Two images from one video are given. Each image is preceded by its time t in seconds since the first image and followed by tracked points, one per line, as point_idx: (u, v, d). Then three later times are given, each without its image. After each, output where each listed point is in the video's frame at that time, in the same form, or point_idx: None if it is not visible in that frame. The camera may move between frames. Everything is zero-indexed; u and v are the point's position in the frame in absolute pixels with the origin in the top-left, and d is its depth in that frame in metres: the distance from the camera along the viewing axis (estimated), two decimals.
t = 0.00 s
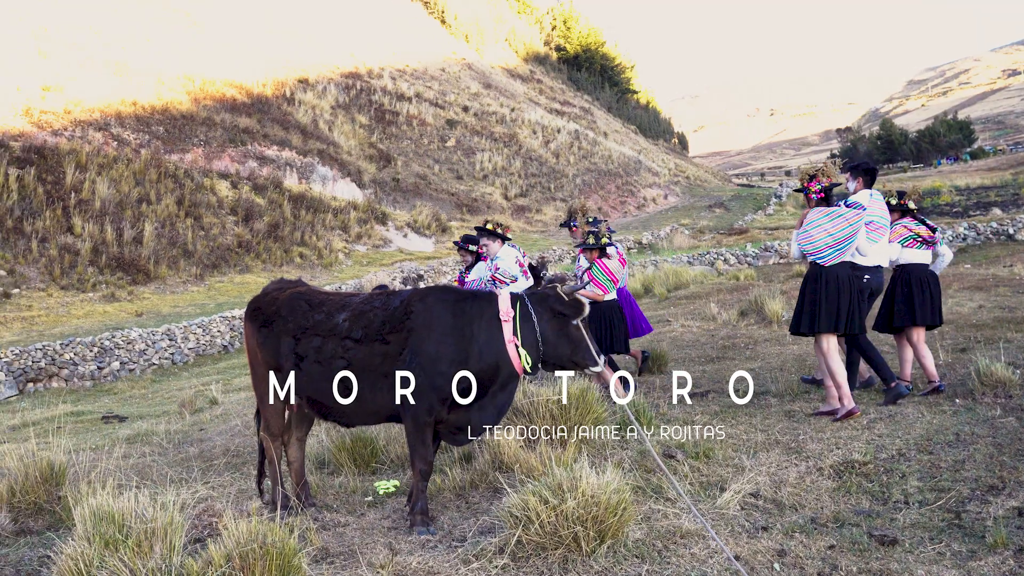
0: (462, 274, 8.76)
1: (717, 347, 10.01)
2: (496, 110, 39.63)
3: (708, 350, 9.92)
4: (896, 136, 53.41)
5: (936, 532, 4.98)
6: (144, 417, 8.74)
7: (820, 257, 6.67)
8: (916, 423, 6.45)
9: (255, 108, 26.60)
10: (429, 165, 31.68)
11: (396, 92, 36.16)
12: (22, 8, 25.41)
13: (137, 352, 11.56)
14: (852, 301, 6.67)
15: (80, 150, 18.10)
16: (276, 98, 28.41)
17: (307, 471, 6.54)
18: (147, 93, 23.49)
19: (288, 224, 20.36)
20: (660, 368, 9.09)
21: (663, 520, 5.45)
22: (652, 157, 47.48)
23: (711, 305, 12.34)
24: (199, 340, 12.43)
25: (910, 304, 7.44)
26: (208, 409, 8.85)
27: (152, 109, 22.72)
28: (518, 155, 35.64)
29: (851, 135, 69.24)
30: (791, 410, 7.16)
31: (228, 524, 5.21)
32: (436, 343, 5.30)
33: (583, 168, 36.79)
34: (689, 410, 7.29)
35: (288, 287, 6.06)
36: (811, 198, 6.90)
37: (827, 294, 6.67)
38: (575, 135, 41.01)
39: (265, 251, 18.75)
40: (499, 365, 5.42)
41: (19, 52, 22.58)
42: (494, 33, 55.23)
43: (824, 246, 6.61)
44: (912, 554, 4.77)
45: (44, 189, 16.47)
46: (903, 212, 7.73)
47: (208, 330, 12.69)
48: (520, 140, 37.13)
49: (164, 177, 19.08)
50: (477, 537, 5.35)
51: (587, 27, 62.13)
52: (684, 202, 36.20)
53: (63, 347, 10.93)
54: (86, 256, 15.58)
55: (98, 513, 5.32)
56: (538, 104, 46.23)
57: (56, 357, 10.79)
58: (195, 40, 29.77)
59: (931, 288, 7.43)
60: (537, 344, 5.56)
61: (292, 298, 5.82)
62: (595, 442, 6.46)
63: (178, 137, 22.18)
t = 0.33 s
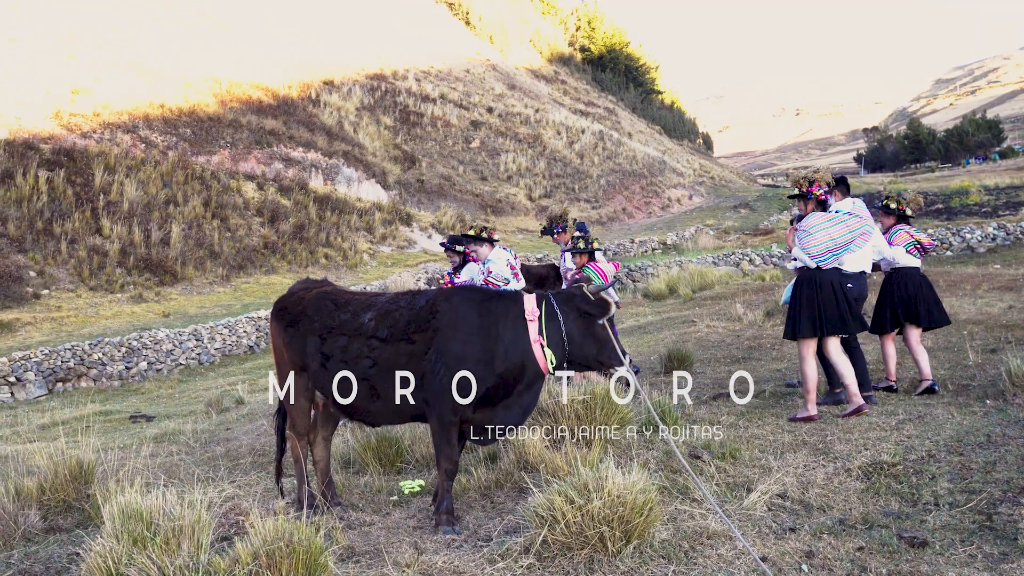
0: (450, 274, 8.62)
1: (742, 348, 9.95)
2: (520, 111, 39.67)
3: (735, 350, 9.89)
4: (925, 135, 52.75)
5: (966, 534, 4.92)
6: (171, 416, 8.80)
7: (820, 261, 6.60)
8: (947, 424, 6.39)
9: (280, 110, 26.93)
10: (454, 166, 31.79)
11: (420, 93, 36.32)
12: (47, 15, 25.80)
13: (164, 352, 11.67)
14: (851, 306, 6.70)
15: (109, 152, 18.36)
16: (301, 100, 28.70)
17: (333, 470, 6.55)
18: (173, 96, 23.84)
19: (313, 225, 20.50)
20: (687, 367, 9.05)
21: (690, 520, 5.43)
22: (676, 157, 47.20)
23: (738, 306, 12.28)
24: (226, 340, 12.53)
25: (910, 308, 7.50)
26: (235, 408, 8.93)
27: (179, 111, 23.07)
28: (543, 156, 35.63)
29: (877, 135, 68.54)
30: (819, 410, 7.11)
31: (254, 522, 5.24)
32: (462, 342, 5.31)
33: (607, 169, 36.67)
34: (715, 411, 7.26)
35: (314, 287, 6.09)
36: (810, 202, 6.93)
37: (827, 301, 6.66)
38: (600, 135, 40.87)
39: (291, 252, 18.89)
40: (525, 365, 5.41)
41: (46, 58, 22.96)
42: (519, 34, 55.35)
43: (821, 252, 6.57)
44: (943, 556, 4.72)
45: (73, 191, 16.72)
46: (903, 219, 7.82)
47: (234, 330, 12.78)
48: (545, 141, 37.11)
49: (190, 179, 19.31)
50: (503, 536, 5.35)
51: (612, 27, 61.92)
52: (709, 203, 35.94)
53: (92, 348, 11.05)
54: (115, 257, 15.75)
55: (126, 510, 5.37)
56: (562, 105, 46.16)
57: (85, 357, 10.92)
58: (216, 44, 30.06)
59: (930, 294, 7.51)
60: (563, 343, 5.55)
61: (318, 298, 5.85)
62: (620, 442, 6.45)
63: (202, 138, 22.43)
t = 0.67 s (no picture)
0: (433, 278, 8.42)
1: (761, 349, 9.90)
2: (538, 111, 39.71)
3: (755, 350, 9.86)
4: (946, 134, 52.26)
5: (991, 536, 4.88)
6: (191, 416, 8.83)
7: (793, 272, 6.77)
8: (970, 425, 6.34)
9: (299, 111, 27.16)
10: (471, 167, 31.81)
11: (437, 94, 36.43)
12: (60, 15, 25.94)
13: (184, 353, 11.72)
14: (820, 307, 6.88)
15: (129, 154, 18.54)
16: (319, 101, 28.90)
17: (352, 470, 6.55)
18: (193, 98, 24.11)
19: (332, 225, 20.59)
20: (707, 369, 9.01)
21: (710, 522, 5.40)
22: (694, 157, 46.96)
23: (758, 307, 12.23)
24: (245, 340, 12.59)
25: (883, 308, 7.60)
26: (254, 408, 8.98)
27: (199, 113, 23.31)
28: (560, 156, 35.53)
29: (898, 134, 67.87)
30: (840, 410, 7.06)
31: (275, 521, 5.25)
32: (481, 342, 5.29)
33: (625, 169, 36.59)
34: (735, 411, 7.23)
35: (334, 287, 6.09)
36: (791, 212, 7.10)
37: (800, 308, 6.78)
38: (617, 135, 40.75)
39: (310, 253, 18.98)
40: (545, 365, 5.40)
41: (62, 59, 23.10)
42: (536, 35, 55.47)
43: (792, 261, 6.75)
44: (967, 558, 4.67)
45: (93, 193, 16.88)
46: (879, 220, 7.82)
47: (253, 330, 12.84)
48: (562, 141, 37.09)
49: (210, 180, 19.46)
50: (522, 537, 5.34)
51: (630, 27, 61.73)
52: (728, 203, 35.71)
53: (113, 348, 11.13)
54: (135, 257, 15.84)
55: (148, 510, 5.39)
56: (580, 105, 46.09)
57: (106, 358, 10.98)
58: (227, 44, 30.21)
59: (905, 294, 7.58)
60: (582, 343, 5.54)
61: (338, 298, 5.85)
62: (640, 442, 6.43)
63: (219, 138, 22.58)
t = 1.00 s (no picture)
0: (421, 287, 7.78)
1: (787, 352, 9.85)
2: (560, 112, 39.71)
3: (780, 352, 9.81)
4: (971, 134, 51.62)
5: None
6: (216, 415, 8.88)
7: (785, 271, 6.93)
8: (999, 426, 6.27)
9: (321, 113, 27.39)
10: (493, 168, 31.79)
11: (460, 95, 36.51)
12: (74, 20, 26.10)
13: (208, 352, 11.78)
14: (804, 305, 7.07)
15: (153, 156, 18.70)
16: (342, 103, 29.14)
17: (376, 469, 6.56)
18: (217, 99, 24.37)
19: (354, 226, 20.68)
20: (733, 369, 8.97)
21: (736, 523, 5.37)
22: (716, 157, 46.74)
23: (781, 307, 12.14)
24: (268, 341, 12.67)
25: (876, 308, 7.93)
26: (279, 408, 9.03)
27: (222, 115, 23.54)
28: (582, 157, 35.43)
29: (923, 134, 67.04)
30: (866, 412, 6.99)
31: (300, 520, 5.27)
32: (505, 342, 5.28)
33: (647, 170, 36.48)
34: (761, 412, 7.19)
35: (358, 286, 6.11)
36: (769, 217, 7.27)
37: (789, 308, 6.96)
38: (639, 136, 40.64)
39: (333, 254, 19.05)
40: (570, 365, 5.39)
41: (78, 63, 23.27)
42: (558, 36, 55.52)
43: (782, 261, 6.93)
44: (997, 561, 4.62)
45: (120, 194, 17.05)
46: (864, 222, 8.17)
47: (277, 331, 12.92)
48: (585, 142, 37.04)
49: (234, 182, 19.60)
50: (547, 537, 5.32)
51: (652, 28, 61.60)
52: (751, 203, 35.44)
53: (138, 347, 11.19)
54: (160, 258, 15.95)
55: (175, 508, 5.43)
56: (602, 106, 46.03)
57: (131, 357, 11.05)
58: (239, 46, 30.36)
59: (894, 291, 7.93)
60: (607, 343, 5.53)
61: (362, 297, 5.87)
62: (664, 443, 6.41)
63: (237, 139, 22.73)
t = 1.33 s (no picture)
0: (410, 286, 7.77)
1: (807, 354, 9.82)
2: (580, 112, 39.70)
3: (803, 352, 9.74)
4: (996, 132, 50.93)
5: None
6: (240, 415, 8.95)
7: (762, 278, 6.94)
8: None
9: (343, 114, 27.61)
10: (514, 168, 31.77)
11: (481, 96, 36.57)
12: (74, 20, 25.98)
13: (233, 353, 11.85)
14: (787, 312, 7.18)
15: (178, 158, 18.91)
16: (363, 104, 29.33)
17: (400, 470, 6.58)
18: (240, 102, 24.59)
19: (376, 228, 20.77)
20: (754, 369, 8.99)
21: (761, 524, 5.35)
22: (738, 157, 46.53)
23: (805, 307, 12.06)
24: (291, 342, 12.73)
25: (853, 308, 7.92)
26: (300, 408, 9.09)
27: (245, 117, 23.76)
28: (604, 157, 35.37)
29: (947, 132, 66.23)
30: (891, 412, 6.92)
31: (325, 520, 5.29)
32: (528, 343, 5.26)
33: (669, 170, 36.37)
34: (785, 412, 7.16)
35: (381, 287, 6.14)
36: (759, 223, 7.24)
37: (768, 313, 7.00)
38: (661, 136, 40.52)
39: (354, 255, 19.12)
40: (593, 366, 5.35)
41: (83, 64, 23.25)
42: (579, 37, 55.52)
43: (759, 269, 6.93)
44: None
45: (144, 197, 17.19)
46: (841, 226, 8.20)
47: (300, 332, 13.00)
48: (606, 142, 37.00)
49: (257, 183, 19.77)
50: (571, 537, 5.33)
51: (672, 27, 61.42)
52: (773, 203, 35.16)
53: (163, 348, 11.29)
54: (184, 260, 16.08)
55: (201, 508, 5.47)
56: (623, 106, 45.98)
57: (156, 358, 11.15)
58: (241, 47, 30.28)
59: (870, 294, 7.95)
60: (631, 344, 5.50)
61: (386, 298, 5.89)
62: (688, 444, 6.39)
63: (252, 140, 22.83)
